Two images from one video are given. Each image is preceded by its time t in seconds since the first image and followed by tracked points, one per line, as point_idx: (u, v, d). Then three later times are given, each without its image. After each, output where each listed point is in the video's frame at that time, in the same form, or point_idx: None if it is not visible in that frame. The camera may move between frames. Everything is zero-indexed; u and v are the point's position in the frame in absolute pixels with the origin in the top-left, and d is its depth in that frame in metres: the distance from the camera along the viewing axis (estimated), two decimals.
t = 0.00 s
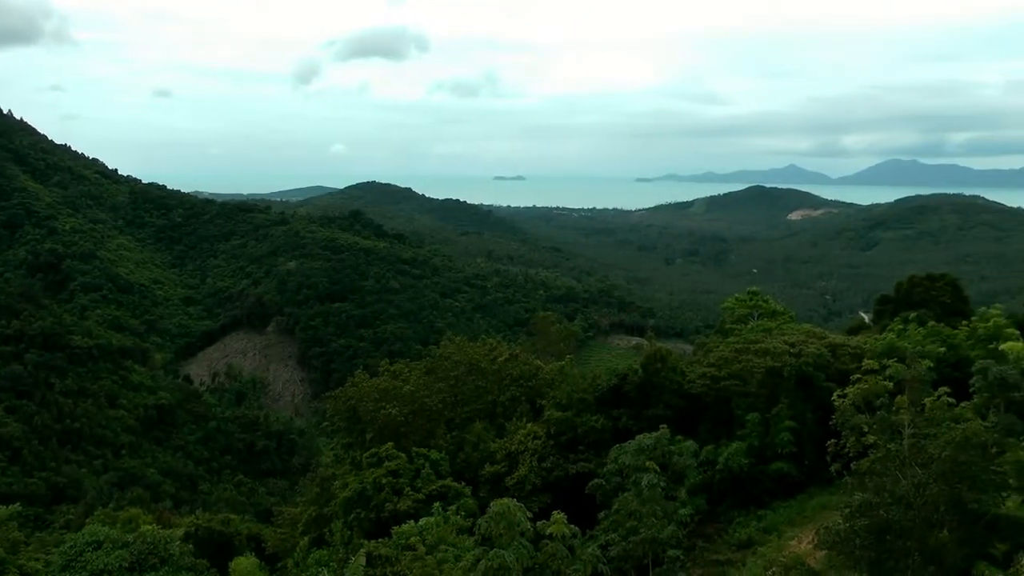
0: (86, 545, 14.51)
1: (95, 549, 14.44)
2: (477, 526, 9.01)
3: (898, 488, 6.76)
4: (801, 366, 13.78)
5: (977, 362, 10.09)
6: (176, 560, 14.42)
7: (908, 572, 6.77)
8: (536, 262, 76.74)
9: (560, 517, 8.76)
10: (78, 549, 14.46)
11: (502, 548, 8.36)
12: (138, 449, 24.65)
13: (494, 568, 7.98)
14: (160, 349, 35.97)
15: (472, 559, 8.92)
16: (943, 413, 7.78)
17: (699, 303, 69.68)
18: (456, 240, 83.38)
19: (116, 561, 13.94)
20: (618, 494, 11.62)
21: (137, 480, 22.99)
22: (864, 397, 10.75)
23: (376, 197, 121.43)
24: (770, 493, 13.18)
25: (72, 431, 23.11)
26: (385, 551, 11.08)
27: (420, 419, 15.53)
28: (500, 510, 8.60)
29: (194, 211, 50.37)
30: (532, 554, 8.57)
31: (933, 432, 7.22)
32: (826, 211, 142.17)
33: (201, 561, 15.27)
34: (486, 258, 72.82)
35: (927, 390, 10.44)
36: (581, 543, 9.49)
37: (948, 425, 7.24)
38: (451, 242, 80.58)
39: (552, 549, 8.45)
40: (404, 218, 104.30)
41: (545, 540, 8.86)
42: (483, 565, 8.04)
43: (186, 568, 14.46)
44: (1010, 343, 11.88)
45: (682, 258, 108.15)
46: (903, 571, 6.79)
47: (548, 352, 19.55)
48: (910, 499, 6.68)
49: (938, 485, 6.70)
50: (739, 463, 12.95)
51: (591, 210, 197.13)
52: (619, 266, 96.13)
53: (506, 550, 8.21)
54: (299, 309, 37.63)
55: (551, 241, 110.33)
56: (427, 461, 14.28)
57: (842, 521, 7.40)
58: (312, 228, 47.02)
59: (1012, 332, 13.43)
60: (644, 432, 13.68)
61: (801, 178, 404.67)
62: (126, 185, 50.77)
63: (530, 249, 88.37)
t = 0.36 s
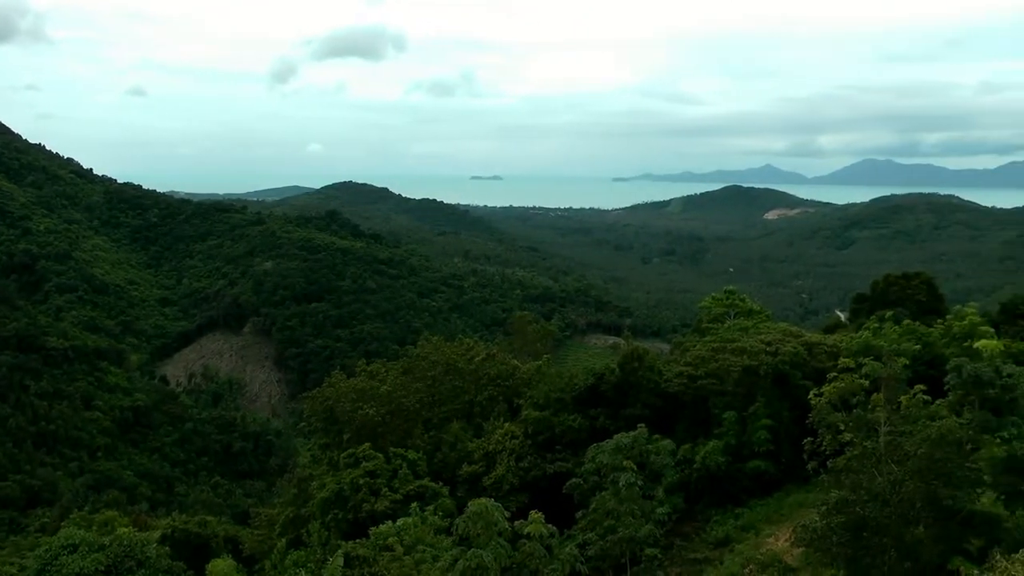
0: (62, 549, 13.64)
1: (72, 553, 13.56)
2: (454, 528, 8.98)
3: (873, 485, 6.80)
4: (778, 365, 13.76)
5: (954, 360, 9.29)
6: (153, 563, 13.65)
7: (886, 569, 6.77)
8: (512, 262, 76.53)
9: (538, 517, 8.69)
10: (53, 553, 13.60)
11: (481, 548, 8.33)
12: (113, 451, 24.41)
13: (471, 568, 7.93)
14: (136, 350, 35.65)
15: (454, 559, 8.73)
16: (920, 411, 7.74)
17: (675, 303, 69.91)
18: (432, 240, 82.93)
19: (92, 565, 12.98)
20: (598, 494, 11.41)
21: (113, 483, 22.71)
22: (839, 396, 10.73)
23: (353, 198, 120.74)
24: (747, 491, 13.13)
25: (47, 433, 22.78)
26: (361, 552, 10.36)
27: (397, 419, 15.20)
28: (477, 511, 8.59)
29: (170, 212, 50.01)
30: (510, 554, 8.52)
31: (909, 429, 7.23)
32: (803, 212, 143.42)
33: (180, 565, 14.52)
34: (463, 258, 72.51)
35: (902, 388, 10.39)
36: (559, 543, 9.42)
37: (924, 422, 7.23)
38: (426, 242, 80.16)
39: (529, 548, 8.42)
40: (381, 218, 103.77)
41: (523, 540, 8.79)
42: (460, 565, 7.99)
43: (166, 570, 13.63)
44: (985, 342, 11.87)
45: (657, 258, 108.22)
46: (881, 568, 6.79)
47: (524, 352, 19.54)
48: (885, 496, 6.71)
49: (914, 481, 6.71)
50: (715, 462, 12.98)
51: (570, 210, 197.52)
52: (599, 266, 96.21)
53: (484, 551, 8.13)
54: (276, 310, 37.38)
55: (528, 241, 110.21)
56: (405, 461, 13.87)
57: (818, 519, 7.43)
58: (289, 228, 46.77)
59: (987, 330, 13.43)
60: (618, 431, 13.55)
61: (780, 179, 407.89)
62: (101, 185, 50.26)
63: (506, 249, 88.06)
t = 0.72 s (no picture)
0: (40, 553, 12.87)
1: (50, 556, 12.83)
2: (436, 527, 8.80)
3: (853, 484, 6.78)
4: (758, 364, 13.75)
5: (931, 359, 9.29)
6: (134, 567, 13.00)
7: (865, 566, 6.75)
8: (491, 262, 76.31)
9: (520, 516, 8.61)
10: (31, 557, 12.78)
11: (462, 548, 8.18)
12: (93, 453, 24.05)
13: (452, 568, 7.77)
14: (116, 351, 35.19)
15: (434, 560, 8.55)
16: (899, 409, 7.76)
17: (654, 302, 70.03)
18: (410, 240, 82.47)
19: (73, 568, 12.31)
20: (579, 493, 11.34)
21: (92, 485, 22.34)
22: (818, 394, 10.72)
23: (332, 198, 119.97)
24: (728, 489, 13.11)
25: (25, 435, 22.38)
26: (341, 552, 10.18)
27: (377, 419, 15.05)
28: (458, 511, 8.43)
29: (149, 211, 49.43)
30: (491, 554, 8.39)
31: (888, 427, 7.24)
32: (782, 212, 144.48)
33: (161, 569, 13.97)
34: (442, 258, 72.17)
35: (882, 386, 10.40)
36: (541, 543, 9.31)
37: (904, 421, 7.24)
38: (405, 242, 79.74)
39: (511, 548, 8.31)
40: (361, 218, 103.21)
41: (503, 540, 8.70)
42: (441, 566, 7.83)
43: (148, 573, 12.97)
44: (964, 341, 11.97)
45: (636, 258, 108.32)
46: (860, 565, 6.77)
47: (504, 352, 19.44)
48: (864, 493, 6.70)
49: (893, 479, 6.71)
50: (695, 461, 12.97)
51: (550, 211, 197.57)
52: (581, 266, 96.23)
53: (466, 550, 8.02)
54: (256, 310, 37.06)
55: (508, 240, 110.01)
56: (385, 461, 13.70)
57: (799, 517, 7.40)
58: (269, 228, 46.40)
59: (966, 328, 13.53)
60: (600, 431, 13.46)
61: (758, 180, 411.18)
62: (80, 185, 49.54)
63: (485, 249, 87.76)
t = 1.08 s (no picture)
0: (18, 555, 12.27)
1: (29, 559, 12.26)
2: (417, 528, 8.70)
3: (834, 482, 6.75)
4: (738, 363, 13.73)
5: (911, 358, 9.29)
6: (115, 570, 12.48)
7: (845, 564, 6.74)
8: (472, 262, 76.13)
9: (501, 517, 8.52)
10: (7, 559, 12.16)
11: (443, 548, 8.08)
12: (72, 455, 23.71)
13: (433, 569, 7.68)
14: (96, 352, 34.73)
15: (416, 560, 8.43)
16: (879, 407, 7.76)
17: (635, 302, 70.17)
18: (390, 240, 82.06)
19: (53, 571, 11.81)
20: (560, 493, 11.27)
21: (72, 487, 22.00)
22: (799, 393, 10.72)
23: (312, 198, 119.21)
24: (709, 488, 13.11)
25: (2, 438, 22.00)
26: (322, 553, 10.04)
27: (359, 419, 14.90)
28: (440, 511, 8.33)
29: (129, 212, 48.91)
30: (472, 554, 8.30)
31: (868, 426, 7.25)
32: (762, 212, 145.41)
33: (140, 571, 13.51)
34: (423, 257, 71.91)
35: (862, 384, 10.40)
36: (522, 543, 9.25)
37: (884, 419, 7.25)
38: (385, 242, 79.37)
39: (492, 547, 8.22)
40: (342, 218, 102.67)
41: (485, 540, 8.62)
42: (423, 566, 7.74)
43: None
44: (942, 339, 12.05)
45: (617, 258, 108.50)
46: (840, 563, 6.77)
47: (485, 351, 19.36)
48: (845, 491, 6.68)
49: (875, 477, 6.71)
50: (676, 460, 12.96)
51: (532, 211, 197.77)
52: (563, 267, 96.26)
53: (447, 551, 7.92)
54: (236, 310, 36.75)
55: (490, 241, 109.99)
56: (367, 461, 13.55)
57: (781, 516, 7.38)
58: (249, 228, 46.03)
59: (944, 327, 13.61)
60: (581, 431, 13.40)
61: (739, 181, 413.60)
62: (59, 185, 48.89)
63: (466, 249, 87.50)
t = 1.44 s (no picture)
0: None
1: (11, 563, 12.04)
2: (401, 529, 8.60)
3: (818, 480, 6.77)
4: (722, 362, 13.77)
5: (894, 357, 9.32)
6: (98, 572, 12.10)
7: (830, 561, 6.76)
8: (457, 262, 76.00)
9: (486, 516, 8.45)
10: None
11: (428, 549, 7.99)
12: (55, 457, 23.41)
13: (418, 569, 7.64)
14: (78, 353, 34.37)
15: (400, 561, 8.34)
16: (862, 406, 7.78)
17: (620, 301, 70.24)
18: (373, 240, 81.70)
19: None
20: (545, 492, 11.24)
21: (54, 489, 21.68)
22: (783, 392, 10.74)
23: (296, 197, 118.50)
24: (693, 487, 13.11)
25: None
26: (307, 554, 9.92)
27: (343, 420, 14.81)
28: (424, 511, 8.20)
29: (113, 212, 48.42)
30: (457, 554, 8.25)
31: (852, 424, 7.28)
32: (746, 212, 146.13)
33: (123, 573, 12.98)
34: (407, 258, 71.70)
35: (845, 383, 10.43)
36: (507, 543, 9.21)
37: (867, 417, 7.27)
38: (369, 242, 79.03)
39: (477, 547, 8.16)
40: (327, 218, 102.21)
41: (469, 540, 8.55)
42: (408, 567, 7.69)
43: None
44: (925, 338, 12.12)
45: (601, 258, 108.60)
46: (824, 561, 6.78)
47: (470, 351, 19.29)
48: (829, 489, 6.70)
49: (858, 476, 6.73)
50: (661, 459, 12.98)
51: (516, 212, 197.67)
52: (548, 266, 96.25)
53: (432, 550, 7.84)
54: (220, 311, 36.50)
55: (475, 240, 109.83)
56: (351, 462, 13.44)
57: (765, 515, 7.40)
58: (233, 228, 45.70)
59: (927, 326, 13.68)
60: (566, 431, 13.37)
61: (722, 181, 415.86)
62: (41, 184, 48.35)
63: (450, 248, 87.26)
